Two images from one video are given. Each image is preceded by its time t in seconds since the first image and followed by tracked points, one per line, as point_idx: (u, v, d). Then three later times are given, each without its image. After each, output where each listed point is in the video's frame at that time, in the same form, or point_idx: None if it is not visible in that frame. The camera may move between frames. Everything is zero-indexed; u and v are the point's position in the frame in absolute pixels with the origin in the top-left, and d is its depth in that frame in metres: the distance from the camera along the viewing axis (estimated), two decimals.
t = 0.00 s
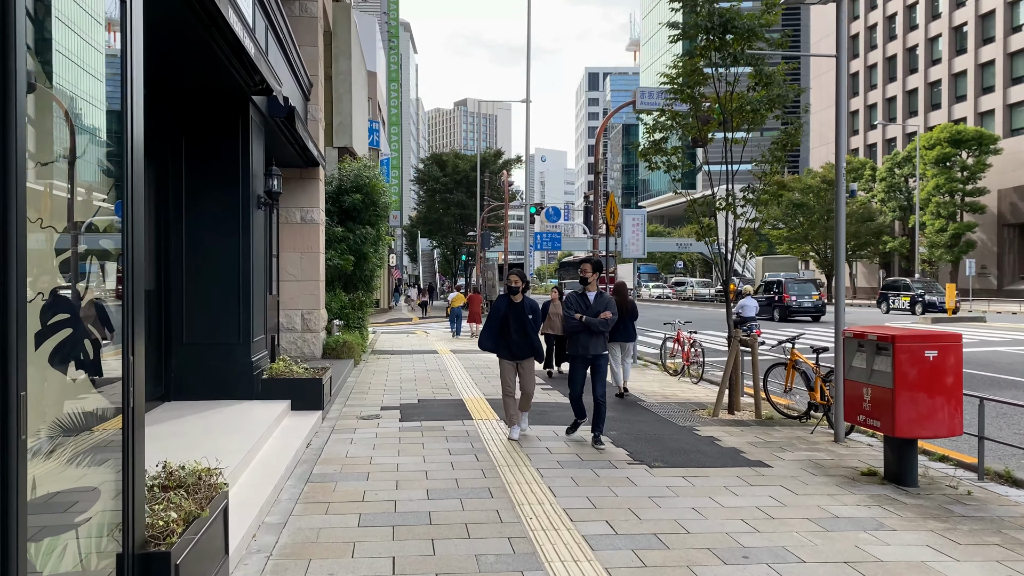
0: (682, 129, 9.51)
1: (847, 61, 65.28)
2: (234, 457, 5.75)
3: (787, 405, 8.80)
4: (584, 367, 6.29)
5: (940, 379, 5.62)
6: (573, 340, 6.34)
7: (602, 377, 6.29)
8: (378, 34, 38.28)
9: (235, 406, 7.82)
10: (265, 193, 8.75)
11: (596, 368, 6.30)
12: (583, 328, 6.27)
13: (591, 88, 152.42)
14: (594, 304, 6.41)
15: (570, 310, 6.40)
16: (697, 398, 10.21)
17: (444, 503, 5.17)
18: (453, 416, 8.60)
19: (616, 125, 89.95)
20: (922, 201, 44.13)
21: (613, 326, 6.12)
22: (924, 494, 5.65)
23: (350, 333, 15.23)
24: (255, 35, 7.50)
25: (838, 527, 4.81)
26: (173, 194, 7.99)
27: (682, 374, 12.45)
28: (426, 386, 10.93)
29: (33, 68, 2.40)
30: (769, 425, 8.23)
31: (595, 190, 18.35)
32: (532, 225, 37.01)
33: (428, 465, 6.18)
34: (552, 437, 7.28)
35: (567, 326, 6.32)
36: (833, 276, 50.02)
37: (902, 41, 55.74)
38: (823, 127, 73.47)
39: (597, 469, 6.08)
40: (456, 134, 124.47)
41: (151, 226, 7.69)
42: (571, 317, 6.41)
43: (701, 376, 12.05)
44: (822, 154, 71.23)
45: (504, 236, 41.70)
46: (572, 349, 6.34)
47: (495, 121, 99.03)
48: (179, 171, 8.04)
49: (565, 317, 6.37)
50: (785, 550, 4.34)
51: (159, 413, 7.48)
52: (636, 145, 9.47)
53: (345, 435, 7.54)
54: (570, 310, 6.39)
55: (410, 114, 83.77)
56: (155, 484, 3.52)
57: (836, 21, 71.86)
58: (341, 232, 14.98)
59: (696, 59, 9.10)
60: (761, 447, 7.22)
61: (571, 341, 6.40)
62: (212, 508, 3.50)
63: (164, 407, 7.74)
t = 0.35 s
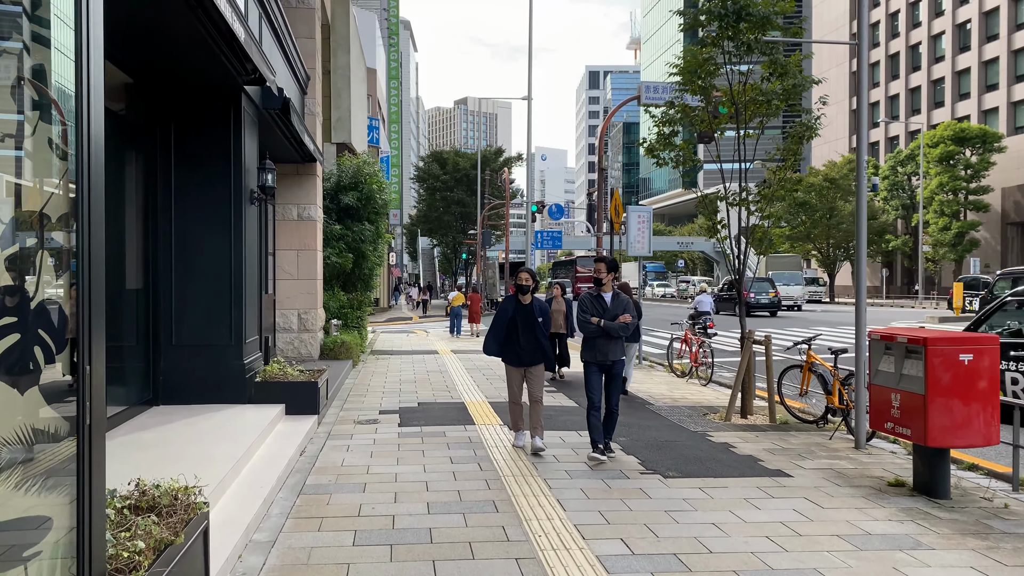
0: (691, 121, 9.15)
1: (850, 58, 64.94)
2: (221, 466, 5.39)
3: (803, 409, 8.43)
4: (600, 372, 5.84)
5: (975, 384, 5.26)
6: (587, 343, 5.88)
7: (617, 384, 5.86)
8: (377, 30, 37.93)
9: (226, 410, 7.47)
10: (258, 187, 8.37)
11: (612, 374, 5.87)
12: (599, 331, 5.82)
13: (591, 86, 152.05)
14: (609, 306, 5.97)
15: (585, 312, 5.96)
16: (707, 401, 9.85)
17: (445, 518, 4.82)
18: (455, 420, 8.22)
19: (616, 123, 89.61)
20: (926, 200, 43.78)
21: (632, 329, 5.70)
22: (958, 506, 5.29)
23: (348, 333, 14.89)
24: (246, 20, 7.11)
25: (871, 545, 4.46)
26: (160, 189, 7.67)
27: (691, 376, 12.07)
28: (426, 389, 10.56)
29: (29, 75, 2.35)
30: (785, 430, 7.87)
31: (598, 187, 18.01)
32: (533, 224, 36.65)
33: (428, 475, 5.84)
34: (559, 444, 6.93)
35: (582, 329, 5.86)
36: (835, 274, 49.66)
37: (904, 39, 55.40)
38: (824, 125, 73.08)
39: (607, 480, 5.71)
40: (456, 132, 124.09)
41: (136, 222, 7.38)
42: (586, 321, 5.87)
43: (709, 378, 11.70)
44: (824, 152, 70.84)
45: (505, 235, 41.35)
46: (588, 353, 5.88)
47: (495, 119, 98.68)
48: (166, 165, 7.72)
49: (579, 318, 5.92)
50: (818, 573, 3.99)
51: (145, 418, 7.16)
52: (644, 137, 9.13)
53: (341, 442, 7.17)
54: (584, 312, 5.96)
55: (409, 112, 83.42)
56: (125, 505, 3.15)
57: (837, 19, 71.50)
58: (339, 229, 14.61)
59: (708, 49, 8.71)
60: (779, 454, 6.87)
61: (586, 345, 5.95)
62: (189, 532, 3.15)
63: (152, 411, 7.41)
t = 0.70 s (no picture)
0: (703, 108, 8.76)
1: (852, 54, 64.49)
2: (209, 469, 5.02)
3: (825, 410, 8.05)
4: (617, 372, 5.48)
5: (1018, 382, 4.90)
6: (602, 342, 5.51)
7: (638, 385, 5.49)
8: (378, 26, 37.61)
9: (217, 409, 7.11)
10: (252, 175, 8.00)
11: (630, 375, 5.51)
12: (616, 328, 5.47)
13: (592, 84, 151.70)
14: (622, 299, 5.63)
15: (598, 308, 5.60)
16: (720, 400, 9.48)
17: (449, 527, 4.46)
18: (458, 419, 7.87)
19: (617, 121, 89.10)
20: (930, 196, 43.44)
21: (651, 324, 5.37)
22: (998, 513, 4.93)
23: (348, 330, 14.55)
24: None
25: (912, 557, 4.09)
26: (148, 177, 7.32)
27: (700, 375, 11.72)
28: (427, 387, 10.20)
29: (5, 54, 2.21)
30: (804, 431, 7.50)
31: (603, 181, 17.65)
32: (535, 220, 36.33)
33: (431, 479, 5.48)
34: (568, 446, 6.56)
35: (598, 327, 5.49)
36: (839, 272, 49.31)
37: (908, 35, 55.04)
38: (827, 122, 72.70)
39: (621, 484, 5.36)
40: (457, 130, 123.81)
41: (122, 211, 7.03)
42: (600, 316, 5.50)
43: (720, 376, 11.32)
44: (826, 149, 70.48)
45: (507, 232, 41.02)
46: (603, 353, 5.52)
47: (496, 117, 98.37)
48: (155, 151, 7.37)
49: (594, 316, 5.55)
50: None
51: (133, 417, 6.82)
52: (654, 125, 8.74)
53: (338, 442, 6.80)
54: (597, 308, 5.60)
55: (410, 110, 83.22)
56: (89, 518, 2.80)
57: (840, 16, 71.13)
58: (338, 224, 14.28)
59: (721, 33, 8.37)
60: (801, 456, 6.50)
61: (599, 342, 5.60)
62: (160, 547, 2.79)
63: (140, 411, 7.07)
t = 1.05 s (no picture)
0: (717, 99, 8.46)
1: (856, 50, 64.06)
2: (195, 481, 4.66)
3: (846, 415, 7.71)
4: (634, 378, 5.08)
5: None
6: (618, 346, 5.12)
7: (662, 394, 5.01)
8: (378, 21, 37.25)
9: (208, 414, 6.76)
10: (246, 168, 7.63)
11: (651, 382, 5.06)
12: (633, 330, 5.07)
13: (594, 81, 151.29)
14: (643, 299, 5.23)
15: (614, 308, 5.21)
16: (733, 403, 9.13)
17: (453, 546, 4.12)
18: (461, 423, 7.53)
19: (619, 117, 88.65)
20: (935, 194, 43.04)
21: (670, 328, 4.96)
22: None
23: (347, 329, 14.23)
24: None
25: None
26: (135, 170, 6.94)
27: (710, 375, 11.38)
28: (429, 388, 9.86)
29: None
30: (824, 437, 7.16)
31: (608, 177, 17.30)
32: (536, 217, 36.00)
33: (432, 491, 5.13)
34: (579, 453, 6.22)
35: (612, 329, 5.12)
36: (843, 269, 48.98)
37: (913, 30, 54.59)
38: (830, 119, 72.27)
39: (636, 496, 5.01)
40: (458, 127, 123.49)
41: (108, 205, 6.66)
42: (616, 318, 5.11)
43: (731, 376, 10.98)
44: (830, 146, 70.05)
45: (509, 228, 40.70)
46: (619, 358, 5.12)
47: (497, 113, 98.03)
48: (143, 142, 6.99)
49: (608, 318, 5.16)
50: None
51: (120, 423, 6.47)
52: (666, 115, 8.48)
53: (335, 449, 6.46)
54: (614, 307, 5.21)
55: (412, 106, 82.95)
56: (48, 552, 2.47)
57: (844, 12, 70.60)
58: (337, 219, 13.95)
59: (737, 19, 8.02)
60: (825, 464, 6.16)
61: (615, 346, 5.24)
62: None
63: (127, 415, 6.72)
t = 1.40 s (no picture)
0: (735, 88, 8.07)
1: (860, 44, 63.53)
2: (181, 493, 4.29)
3: (873, 419, 7.37)
4: (676, 388, 4.58)
5: None
6: (660, 351, 4.61)
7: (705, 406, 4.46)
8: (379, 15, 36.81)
9: (199, 417, 6.39)
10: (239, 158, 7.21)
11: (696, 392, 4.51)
12: (675, 333, 4.56)
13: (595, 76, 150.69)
14: (688, 298, 4.69)
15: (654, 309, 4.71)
16: (748, 404, 8.76)
17: (460, 566, 3.76)
18: (466, 424, 7.17)
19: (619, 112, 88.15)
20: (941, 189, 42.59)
21: (717, 332, 4.44)
22: None
23: (347, 326, 13.87)
24: None
25: None
26: (121, 159, 6.55)
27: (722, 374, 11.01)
28: (431, 388, 9.49)
29: None
30: (849, 441, 6.79)
31: (614, 171, 16.91)
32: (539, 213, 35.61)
33: (437, 503, 4.76)
34: (593, 460, 5.85)
35: (650, 332, 4.63)
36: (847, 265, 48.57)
37: (918, 24, 54.08)
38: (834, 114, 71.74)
39: (656, 508, 4.65)
40: (459, 122, 122.99)
41: (93, 198, 6.28)
42: (656, 319, 4.61)
43: (743, 375, 10.61)
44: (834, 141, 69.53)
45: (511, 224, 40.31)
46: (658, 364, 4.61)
47: (499, 108, 97.58)
48: (129, 129, 6.60)
49: (647, 319, 4.66)
50: None
51: (105, 427, 6.11)
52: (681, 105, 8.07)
53: (332, 454, 6.10)
54: (654, 307, 4.71)
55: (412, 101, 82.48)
56: None
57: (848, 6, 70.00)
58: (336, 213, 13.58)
59: None
60: (854, 471, 5.79)
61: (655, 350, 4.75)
62: None
63: (114, 418, 6.35)
